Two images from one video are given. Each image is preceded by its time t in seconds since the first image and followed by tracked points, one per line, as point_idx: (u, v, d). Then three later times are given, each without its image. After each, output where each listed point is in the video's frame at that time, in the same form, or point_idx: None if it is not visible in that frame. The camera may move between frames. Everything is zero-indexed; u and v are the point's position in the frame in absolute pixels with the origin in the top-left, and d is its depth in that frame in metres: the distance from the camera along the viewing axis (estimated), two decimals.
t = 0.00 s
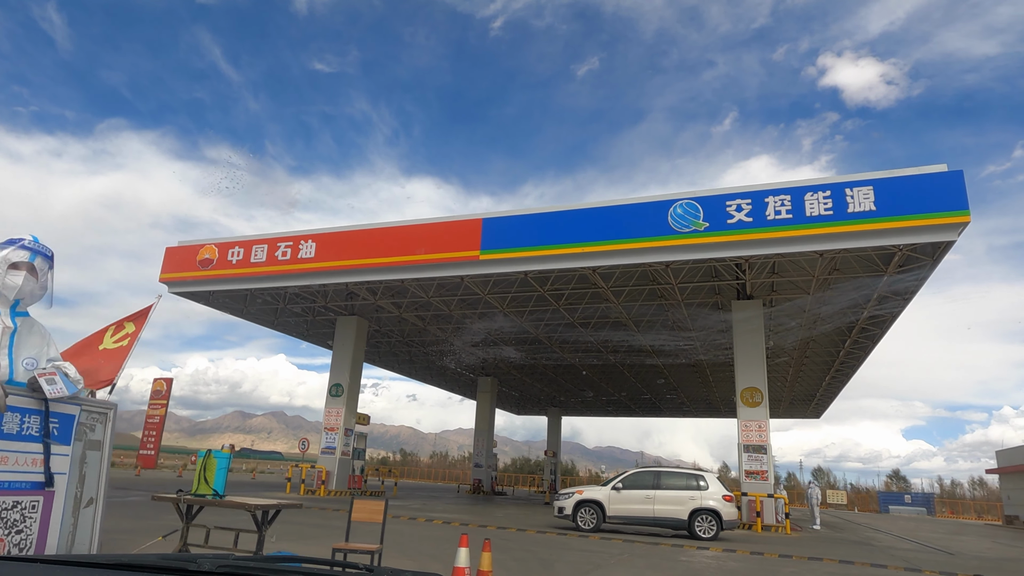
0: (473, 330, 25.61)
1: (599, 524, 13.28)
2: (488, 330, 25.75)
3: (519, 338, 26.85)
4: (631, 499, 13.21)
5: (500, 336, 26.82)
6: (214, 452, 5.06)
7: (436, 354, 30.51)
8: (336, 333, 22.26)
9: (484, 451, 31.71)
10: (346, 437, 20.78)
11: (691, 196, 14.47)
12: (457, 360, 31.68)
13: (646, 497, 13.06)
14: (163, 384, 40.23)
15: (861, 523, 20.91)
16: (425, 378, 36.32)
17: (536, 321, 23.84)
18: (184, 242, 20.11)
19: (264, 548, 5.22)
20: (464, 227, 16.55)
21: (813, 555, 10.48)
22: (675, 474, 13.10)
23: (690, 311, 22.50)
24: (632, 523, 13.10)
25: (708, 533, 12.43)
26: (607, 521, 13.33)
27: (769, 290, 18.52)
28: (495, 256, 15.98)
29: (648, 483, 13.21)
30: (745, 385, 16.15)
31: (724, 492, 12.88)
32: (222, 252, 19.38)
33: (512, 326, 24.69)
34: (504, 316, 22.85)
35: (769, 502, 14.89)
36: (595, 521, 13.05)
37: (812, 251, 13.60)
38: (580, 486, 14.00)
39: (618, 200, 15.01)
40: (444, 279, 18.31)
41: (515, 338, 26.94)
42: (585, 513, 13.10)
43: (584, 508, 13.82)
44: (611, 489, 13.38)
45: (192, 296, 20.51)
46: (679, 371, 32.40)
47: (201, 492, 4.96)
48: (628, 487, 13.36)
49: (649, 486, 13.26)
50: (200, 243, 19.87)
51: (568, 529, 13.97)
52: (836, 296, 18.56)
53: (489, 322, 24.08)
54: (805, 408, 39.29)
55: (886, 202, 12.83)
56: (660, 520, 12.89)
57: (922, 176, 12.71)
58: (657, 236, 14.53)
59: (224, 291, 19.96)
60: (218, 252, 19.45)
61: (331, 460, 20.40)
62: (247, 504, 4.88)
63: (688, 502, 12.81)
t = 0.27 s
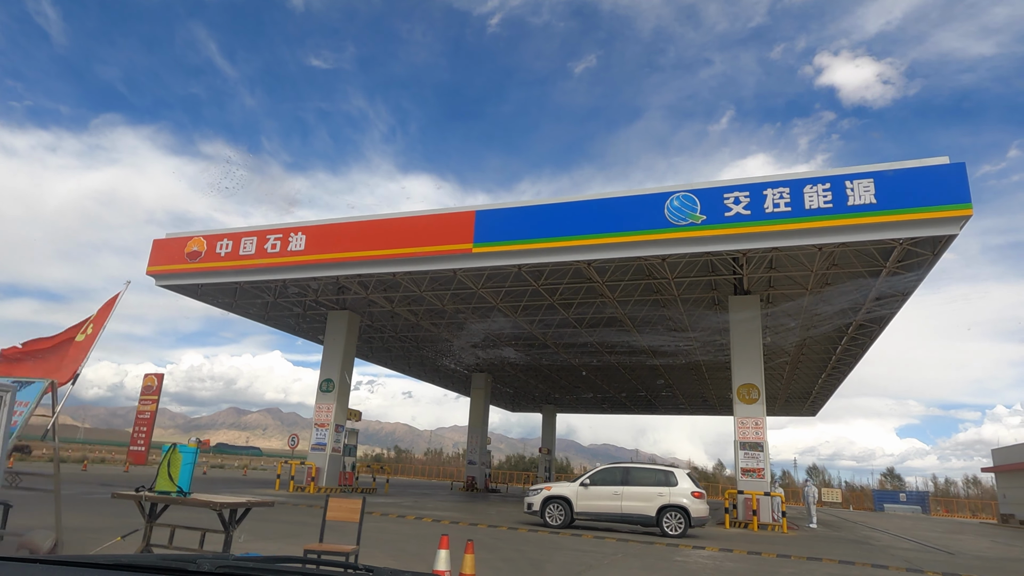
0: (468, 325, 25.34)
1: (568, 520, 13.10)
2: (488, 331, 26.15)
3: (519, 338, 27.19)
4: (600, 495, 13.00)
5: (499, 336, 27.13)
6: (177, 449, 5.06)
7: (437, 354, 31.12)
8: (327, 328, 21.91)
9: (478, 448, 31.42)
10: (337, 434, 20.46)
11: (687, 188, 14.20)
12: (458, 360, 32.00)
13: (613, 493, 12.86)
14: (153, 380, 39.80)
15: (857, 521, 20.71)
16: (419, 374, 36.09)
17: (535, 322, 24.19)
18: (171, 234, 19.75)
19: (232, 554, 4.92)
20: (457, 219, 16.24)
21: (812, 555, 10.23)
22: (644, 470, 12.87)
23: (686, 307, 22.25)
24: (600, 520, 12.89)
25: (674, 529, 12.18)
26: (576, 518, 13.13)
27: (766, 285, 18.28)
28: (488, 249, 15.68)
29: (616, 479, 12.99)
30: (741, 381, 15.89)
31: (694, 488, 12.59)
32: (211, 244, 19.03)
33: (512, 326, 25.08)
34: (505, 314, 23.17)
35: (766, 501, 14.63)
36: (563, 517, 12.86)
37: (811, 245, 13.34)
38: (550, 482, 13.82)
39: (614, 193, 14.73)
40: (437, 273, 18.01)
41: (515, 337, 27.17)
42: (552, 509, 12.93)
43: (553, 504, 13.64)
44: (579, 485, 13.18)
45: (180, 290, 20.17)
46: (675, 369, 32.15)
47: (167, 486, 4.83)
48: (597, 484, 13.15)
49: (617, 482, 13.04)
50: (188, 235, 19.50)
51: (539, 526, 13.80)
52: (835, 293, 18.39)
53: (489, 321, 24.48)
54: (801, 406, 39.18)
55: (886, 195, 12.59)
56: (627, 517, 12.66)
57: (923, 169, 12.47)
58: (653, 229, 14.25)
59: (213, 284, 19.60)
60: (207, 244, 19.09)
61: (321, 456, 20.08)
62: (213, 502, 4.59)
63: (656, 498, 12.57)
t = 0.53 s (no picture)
0: (461, 322, 25.01)
1: (534, 518, 12.84)
2: (487, 331, 26.53)
3: (519, 338, 27.35)
4: (565, 492, 12.74)
5: (499, 336, 27.30)
6: (136, 445, 4.81)
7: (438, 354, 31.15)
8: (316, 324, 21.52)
9: (470, 447, 31.06)
10: (326, 431, 20.09)
11: (684, 181, 13.90)
12: (457, 360, 31.96)
13: (579, 491, 12.58)
14: (142, 376, 39.22)
15: (853, 522, 20.48)
16: (412, 372, 35.76)
17: (534, 321, 24.34)
18: (158, 227, 19.36)
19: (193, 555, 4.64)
20: (449, 212, 15.90)
21: (810, 558, 9.95)
22: (610, 467, 12.59)
23: (681, 305, 21.95)
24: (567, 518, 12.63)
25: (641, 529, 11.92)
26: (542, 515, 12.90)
27: (763, 282, 18.01)
28: (480, 244, 15.35)
29: (583, 476, 12.72)
30: (737, 379, 15.61)
31: (660, 486, 12.31)
32: (198, 238, 18.64)
33: (511, 327, 25.57)
34: (505, 314, 23.32)
35: (762, 501, 14.34)
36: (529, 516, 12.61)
37: (810, 240, 13.06)
38: (518, 479, 13.58)
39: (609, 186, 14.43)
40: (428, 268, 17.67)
41: (514, 338, 27.40)
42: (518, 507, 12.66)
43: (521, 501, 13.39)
44: (545, 482, 12.93)
45: (166, 284, 19.77)
46: (670, 368, 31.87)
47: (120, 486, 4.64)
48: (563, 481, 12.88)
49: (584, 480, 12.78)
50: (174, 228, 19.09)
51: (506, 523, 13.57)
52: (833, 291, 18.15)
53: (489, 322, 24.77)
54: (796, 405, 39.06)
55: (887, 189, 12.31)
56: (593, 515, 12.41)
57: (925, 162, 12.20)
58: (648, 223, 13.94)
59: (200, 278, 19.21)
60: (193, 238, 18.70)
61: (310, 454, 19.71)
62: (172, 502, 4.24)
63: (622, 496, 12.32)
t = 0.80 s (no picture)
0: (453, 320, 24.74)
1: (502, 517, 12.68)
2: (487, 331, 26.46)
3: (519, 338, 27.36)
4: (533, 490, 12.57)
5: (500, 336, 27.36)
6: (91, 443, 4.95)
7: (437, 354, 30.98)
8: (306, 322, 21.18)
9: (463, 446, 30.77)
10: (315, 431, 19.78)
11: (677, 174, 13.67)
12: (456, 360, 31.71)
13: (546, 488, 12.44)
14: (131, 377, 38.89)
15: (849, 520, 20.32)
16: (405, 371, 35.49)
17: (534, 322, 24.55)
18: (143, 223, 18.99)
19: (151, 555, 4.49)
20: (439, 207, 15.61)
21: (807, 558, 9.73)
22: (578, 464, 12.43)
23: (676, 302, 21.71)
24: (534, 516, 12.45)
25: (607, 526, 11.74)
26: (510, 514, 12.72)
27: (758, 278, 17.79)
28: (470, 239, 15.07)
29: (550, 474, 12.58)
30: (732, 375, 15.38)
31: (627, 484, 12.13)
32: (183, 234, 18.28)
33: (511, 327, 25.58)
34: (505, 315, 23.51)
35: (757, 499, 14.12)
36: (495, 513, 12.45)
37: (805, 233, 12.85)
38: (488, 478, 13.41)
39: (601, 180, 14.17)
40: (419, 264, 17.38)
41: (514, 338, 27.38)
42: (485, 505, 12.50)
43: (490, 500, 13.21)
44: (514, 479, 12.77)
45: (151, 281, 19.40)
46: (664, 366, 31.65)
47: (74, 488, 4.73)
48: (531, 478, 12.72)
49: (551, 477, 12.62)
50: (159, 225, 18.72)
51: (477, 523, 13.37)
52: (827, 285, 17.97)
53: (489, 322, 24.78)
54: (790, 404, 39.01)
55: (883, 181, 12.11)
56: (559, 512, 12.23)
57: (922, 154, 11.99)
58: (641, 217, 13.70)
59: (186, 275, 18.85)
60: (179, 234, 18.33)
61: (298, 454, 19.39)
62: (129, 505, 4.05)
63: (587, 494, 12.14)
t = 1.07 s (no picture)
0: (446, 318, 24.38)
1: (462, 515, 12.39)
2: (488, 331, 26.41)
3: (519, 338, 27.21)
4: (493, 488, 12.26)
5: (500, 336, 27.21)
6: (32, 440, 4.78)
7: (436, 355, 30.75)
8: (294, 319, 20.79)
9: (455, 446, 30.41)
10: (303, 430, 19.41)
11: (672, 168, 13.39)
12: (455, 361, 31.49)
13: (506, 487, 12.14)
14: (120, 375, 38.28)
15: (844, 520, 20.12)
16: (397, 370, 35.13)
17: (534, 322, 24.52)
18: (127, 217, 18.58)
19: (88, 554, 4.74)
20: (429, 201, 15.28)
21: (806, 561, 9.45)
22: (539, 463, 12.14)
23: (670, 300, 21.40)
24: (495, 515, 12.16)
25: (566, 524, 11.48)
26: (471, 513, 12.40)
27: (753, 275, 17.49)
28: (461, 233, 14.74)
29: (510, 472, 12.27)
30: (728, 374, 15.10)
31: (588, 482, 11.86)
32: (168, 228, 17.87)
33: (511, 327, 25.43)
34: (503, 314, 23.47)
35: (752, 500, 13.84)
36: (455, 513, 12.14)
37: (803, 229, 12.58)
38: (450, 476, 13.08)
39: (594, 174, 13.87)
40: (409, 259, 17.01)
41: (514, 338, 27.21)
42: (446, 503, 12.20)
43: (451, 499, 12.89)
44: (474, 478, 12.45)
45: (135, 277, 18.99)
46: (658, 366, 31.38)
47: (12, 489, 4.66)
48: (491, 476, 12.40)
49: (511, 475, 12.32)
50: (144, 219, 18.31)
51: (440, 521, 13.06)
52: (824, 283, 17.73)
53: (488, 322, 24.77)
54: (784, 404, 38.84)
55: (883, 175, 11.85)
56: (519, 511, 11.94)
57: (922, 148, 11.74)
58: (636, 212, 13.40)
59: (171, 271, 18.45)
60: (163, 229, 17.93)
61: (286, 454, 19.01)
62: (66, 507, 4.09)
63: (547, 492, 11.86)
